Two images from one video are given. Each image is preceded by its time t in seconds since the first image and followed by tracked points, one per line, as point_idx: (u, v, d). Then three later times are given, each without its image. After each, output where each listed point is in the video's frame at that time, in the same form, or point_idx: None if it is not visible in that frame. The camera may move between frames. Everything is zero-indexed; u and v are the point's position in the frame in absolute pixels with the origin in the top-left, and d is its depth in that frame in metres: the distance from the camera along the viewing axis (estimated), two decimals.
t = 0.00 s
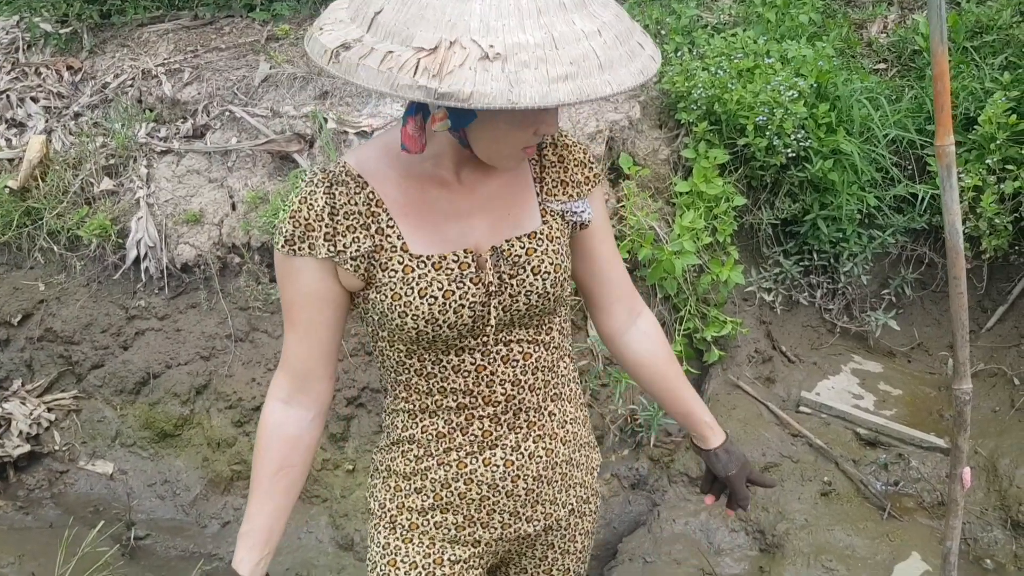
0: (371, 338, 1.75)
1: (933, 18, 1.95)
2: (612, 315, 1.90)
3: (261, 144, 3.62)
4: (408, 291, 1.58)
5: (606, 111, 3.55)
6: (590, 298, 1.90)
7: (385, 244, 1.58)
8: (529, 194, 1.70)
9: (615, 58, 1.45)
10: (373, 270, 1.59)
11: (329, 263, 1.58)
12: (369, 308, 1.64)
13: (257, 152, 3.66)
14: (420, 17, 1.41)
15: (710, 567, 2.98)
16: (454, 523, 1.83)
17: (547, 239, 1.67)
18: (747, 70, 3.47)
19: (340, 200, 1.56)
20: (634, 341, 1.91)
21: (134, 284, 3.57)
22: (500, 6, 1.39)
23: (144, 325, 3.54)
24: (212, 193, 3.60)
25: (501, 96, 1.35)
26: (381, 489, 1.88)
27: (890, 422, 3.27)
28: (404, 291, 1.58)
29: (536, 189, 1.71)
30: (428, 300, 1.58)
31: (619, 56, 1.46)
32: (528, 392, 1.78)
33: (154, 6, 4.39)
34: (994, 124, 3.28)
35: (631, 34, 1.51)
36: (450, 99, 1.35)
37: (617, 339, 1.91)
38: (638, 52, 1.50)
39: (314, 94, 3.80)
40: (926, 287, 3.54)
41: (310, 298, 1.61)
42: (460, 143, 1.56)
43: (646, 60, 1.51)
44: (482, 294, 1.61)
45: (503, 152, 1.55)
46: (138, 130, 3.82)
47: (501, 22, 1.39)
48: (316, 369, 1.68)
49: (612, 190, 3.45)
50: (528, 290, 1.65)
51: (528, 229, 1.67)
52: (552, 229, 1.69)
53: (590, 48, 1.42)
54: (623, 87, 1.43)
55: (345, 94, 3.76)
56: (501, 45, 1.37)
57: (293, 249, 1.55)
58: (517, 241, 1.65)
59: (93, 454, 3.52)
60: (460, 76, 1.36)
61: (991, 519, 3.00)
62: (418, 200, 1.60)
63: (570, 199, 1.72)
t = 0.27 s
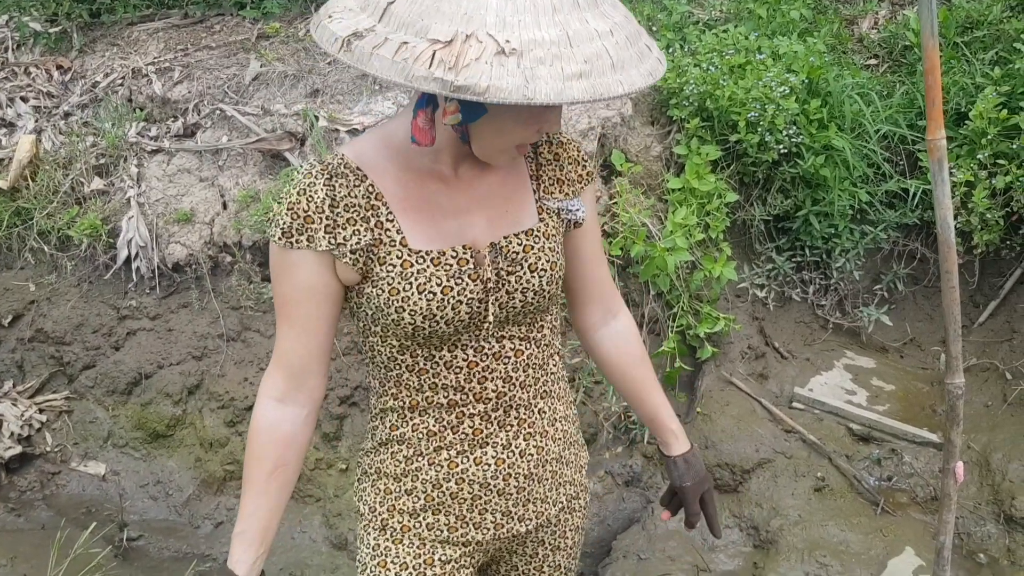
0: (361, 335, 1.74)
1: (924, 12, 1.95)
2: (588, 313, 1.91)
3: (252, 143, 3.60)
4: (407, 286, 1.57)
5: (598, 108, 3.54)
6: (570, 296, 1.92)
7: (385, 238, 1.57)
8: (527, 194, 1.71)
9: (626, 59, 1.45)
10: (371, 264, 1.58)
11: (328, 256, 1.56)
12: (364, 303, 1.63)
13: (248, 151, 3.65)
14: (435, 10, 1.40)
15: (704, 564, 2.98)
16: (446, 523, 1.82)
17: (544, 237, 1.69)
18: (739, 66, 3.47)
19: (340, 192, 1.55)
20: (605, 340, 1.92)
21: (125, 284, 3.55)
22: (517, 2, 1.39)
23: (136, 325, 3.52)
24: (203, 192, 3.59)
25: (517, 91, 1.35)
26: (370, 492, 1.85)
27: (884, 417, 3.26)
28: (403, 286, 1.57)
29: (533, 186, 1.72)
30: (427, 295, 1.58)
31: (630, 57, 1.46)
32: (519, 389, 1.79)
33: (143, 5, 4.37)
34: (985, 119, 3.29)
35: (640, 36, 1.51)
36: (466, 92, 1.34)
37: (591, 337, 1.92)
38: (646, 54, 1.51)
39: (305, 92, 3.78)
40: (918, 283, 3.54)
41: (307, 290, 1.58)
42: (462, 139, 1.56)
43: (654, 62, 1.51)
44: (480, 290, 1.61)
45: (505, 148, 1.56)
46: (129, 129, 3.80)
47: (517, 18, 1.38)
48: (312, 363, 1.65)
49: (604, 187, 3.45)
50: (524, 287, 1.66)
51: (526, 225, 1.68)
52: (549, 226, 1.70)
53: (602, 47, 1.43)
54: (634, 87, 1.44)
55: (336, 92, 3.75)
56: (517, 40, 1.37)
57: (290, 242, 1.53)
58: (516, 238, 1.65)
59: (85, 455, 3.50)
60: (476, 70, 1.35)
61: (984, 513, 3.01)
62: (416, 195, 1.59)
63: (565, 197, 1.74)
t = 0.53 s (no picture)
0: (348, 329, 1.72)
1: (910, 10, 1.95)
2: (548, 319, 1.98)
3: (238, 143, 3.59)
4: (401, 283, 1.57)
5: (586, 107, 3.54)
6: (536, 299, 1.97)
7: (381, 233, 1.57)
8: (523, 197, 1.74)
9: (634, 70, 1.45)
10: (365, 258, 1.57)
11: (323, 248, 1.54)
12: (354, 298, 1.62)
13: (235, 151, 3.63)
14: (447, 7, 1.38)
15: (693, 562, 3.01)
16: (430, 526, 1.81)
17: (538, 241, 1.71)
18: (726, 65, 3.47)
19: (338, 183, 1.54)
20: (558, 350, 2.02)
21: (111, 285, 3.53)
22: (530, 5, 1.38)
23: (122, 326, 3.50)
24: (190, 192, 3.56)
25: (525, 94, 1.34)
26: (352, 496, 1.83)
27: (872, 414, 3.27)
28: (397, 282, 1.57)
29: (532, 191, 1.76)
30: (420, 293, 1.58)
31: (638, 68, 1.45)
32: (504, 391, 1.78)
33: (129, 4, 4.34)
34: (972, 116, 3.31)
35: (649, 48, 1.51)
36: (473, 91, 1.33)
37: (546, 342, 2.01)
38: (654, 66, 1.50)
39: (292, 92, 3.77)
40: (905, 280, 3.55)
41: (302, 281, 1.56)
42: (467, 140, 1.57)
43: (662, 76, 1.51)
44: (475, 291, 1.61)
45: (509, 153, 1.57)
46: (114, 129, 3.78)
47: (530, 21, 1.37)
48: (304, 354, 1.63)
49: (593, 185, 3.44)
50: (518, 291, 1.68)
51: (522, 229, 1.71)
52: (544, 231, 1.74)
53: (612, 55, 1.42)
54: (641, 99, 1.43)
55: (323, 91, 3.74)
56: (527, 43, 1.36)
57: (285, 232, 1.51)
58: (512, 240, 1.67)
59: (71, 458, 3.47)
60: (485, 69, 1.34)
61: (972, 510, 3.02)
62: (414, 193, 1.60)
63: (562, 203, 1.79)
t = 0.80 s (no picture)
0: (328, 313, 1.72)
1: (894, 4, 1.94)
2: (559, 323, 1.94)
3: (223, 141, 3.56)
4: (388, 275, 1.56)
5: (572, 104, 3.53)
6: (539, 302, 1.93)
7: (376, 222, 1.57)
8: (524, 205, 1.72)
9: (659, 95, 1.43)
10: (355, 245, 1.57)
11: (316, 228, 1.54)
12: (340, 281, 1.62)
13: (219, 149, 3.60)
14: (477, 17, 1.37)
15: (681, 560, 2.99)
16: (392, 525, 1.81)
17: (531, 251, 1.69)
18: (713, 62, 3.47)
19: (340, 164, 1.55)
20: (572, 355, 1.97)
21: (95, 285, 3.50)
22: (559, 20, 1.37)
23: (106, 327, 3.47)
24: (174, 191, 3.54)
25: (546, 110, 1.33)
26: (317, 486, 1.83)
27: (859, 411, 3.27)
28: (385, 273, 1.56)
29: (531, 203, 1.73)
30: (406, 287, 1.57)
31: (663, 94, 1.44)
32: (477, 395, 1.78)
33: (112, 2, 4.30)
34: (957, 113, 3.32)
35: (675, 74, 1.49)
36: (494, 104, 1.32)
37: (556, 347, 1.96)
38: (678, 93, 1.49)
39: (277, 90, 3.74)
40: (892, 277, 3.56)
41: (286, 257, 1.56)
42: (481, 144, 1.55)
43: (683, 103, 1.49)
44: (462, 290, 1.60)
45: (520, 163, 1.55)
46: (97, 128, 3.74)
47: (558, 38, 1.36)
48: (278, 327, 1.64)
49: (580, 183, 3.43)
50: (503, 298, 1.67)
51: (516, 236, 1.68)
52: (537, 240, 1.71)
53: (637, 78, 1.40)
54: (662, 125, 1.42)
55: (308, 89, 3.72)
56: (554, 59, 1.35)
57: (280, 206, 1.52)
58: (505, 245, 1.65)
59: (55, 459, 3.44)
60: (509, 82, 1.33)
61: (959, 506, 3.02)
62: (415, 187, 1.60)
63: (559, 216, 1.77)
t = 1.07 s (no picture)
0: (326, 291, 1.72)
1: None
2: (558, 321, 1.94)
3: (219, 127, 3.54)
4: (384, 253, 1.56)
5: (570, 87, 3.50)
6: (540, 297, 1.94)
7: (375, 198, 1.57)
8: (526, 192, 1.70)
9: (666, 90, 1.42)
10: (353, 221, 1.57)
11: (315, 200, 1.55)
12: (337, 258, 1.62)
13: (216, 134, 3.58)
14: None
15: (680, 543, 3.00)
16: (383, 510, 1.79)
17: (531, 239, 1.68)
18: (712, 44, 3.45)
19: (342, 138, 1.55)
20: (572, 352, 1.96)
21: (92, 271, 3.49)
22: (573, 6, 1.35)
23: (104, 314, 3.46)
24: (170, 177, 3.52)
25: (554, 95, 1.31)
26: (310, 468, 1.82)
27: (858, 394, 3.27)
28: (380, 251, 1.56)
29: (534, 193, 1.72)
30: (401, 266, 1.56)
31: (670, 89, 1.43)
32: (469, 382, 1.76)
33: None
34: (957, 95, 3.29)
35: (683, 69, 1.48)
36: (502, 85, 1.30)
37: (554, 344, 1.96)
38: (685, 89, 1.47)
39: (273, 75, 3.72)
40: (892, 261, 3.57)
41: (287, 229, 1.56)
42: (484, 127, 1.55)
43: (690, 101, 1.48)
44: (457, 273, 1.60)
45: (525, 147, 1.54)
46: (93, 114, 3.72)
47: (571, 24, 1.34)
48: (278, 302, 1.64)
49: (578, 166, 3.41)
50: (499, 284, 1.66)
51: (516, 224, 1.67)
52: (538, 229, 1.69)
53: (646, 70, 1.39)
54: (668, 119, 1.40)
55: (305, 74, 3.70)
56: (565, 45, 1.33)
57: (281, 176, 1.52)
58: (503, 231, 1.64)
59: (54, 446, 3.43)
60: (518, 64, 1.31)
61: (959, 488, 3.02)
62: (417, 168, 1.60)
63: (563, 207, 1.75)
